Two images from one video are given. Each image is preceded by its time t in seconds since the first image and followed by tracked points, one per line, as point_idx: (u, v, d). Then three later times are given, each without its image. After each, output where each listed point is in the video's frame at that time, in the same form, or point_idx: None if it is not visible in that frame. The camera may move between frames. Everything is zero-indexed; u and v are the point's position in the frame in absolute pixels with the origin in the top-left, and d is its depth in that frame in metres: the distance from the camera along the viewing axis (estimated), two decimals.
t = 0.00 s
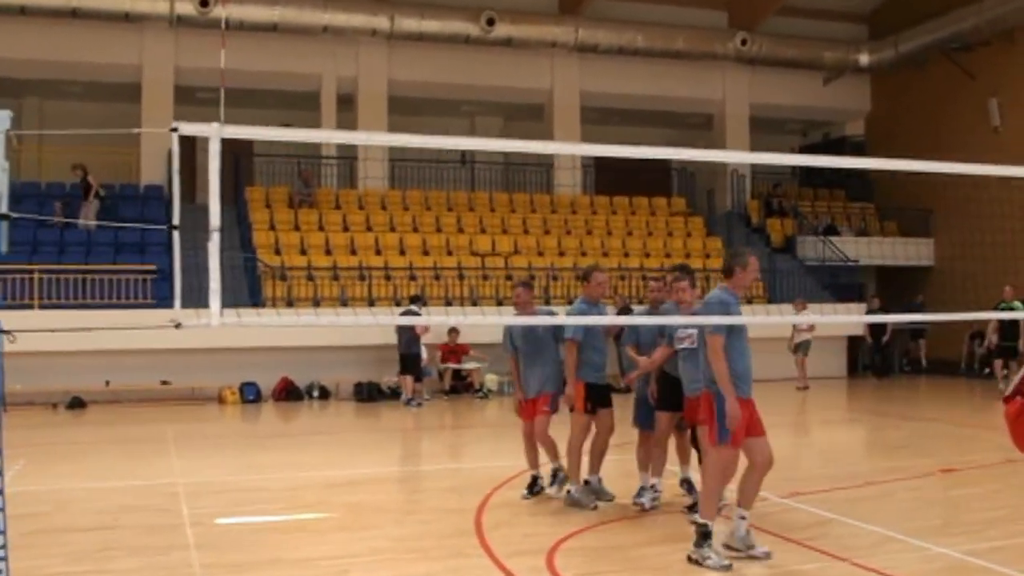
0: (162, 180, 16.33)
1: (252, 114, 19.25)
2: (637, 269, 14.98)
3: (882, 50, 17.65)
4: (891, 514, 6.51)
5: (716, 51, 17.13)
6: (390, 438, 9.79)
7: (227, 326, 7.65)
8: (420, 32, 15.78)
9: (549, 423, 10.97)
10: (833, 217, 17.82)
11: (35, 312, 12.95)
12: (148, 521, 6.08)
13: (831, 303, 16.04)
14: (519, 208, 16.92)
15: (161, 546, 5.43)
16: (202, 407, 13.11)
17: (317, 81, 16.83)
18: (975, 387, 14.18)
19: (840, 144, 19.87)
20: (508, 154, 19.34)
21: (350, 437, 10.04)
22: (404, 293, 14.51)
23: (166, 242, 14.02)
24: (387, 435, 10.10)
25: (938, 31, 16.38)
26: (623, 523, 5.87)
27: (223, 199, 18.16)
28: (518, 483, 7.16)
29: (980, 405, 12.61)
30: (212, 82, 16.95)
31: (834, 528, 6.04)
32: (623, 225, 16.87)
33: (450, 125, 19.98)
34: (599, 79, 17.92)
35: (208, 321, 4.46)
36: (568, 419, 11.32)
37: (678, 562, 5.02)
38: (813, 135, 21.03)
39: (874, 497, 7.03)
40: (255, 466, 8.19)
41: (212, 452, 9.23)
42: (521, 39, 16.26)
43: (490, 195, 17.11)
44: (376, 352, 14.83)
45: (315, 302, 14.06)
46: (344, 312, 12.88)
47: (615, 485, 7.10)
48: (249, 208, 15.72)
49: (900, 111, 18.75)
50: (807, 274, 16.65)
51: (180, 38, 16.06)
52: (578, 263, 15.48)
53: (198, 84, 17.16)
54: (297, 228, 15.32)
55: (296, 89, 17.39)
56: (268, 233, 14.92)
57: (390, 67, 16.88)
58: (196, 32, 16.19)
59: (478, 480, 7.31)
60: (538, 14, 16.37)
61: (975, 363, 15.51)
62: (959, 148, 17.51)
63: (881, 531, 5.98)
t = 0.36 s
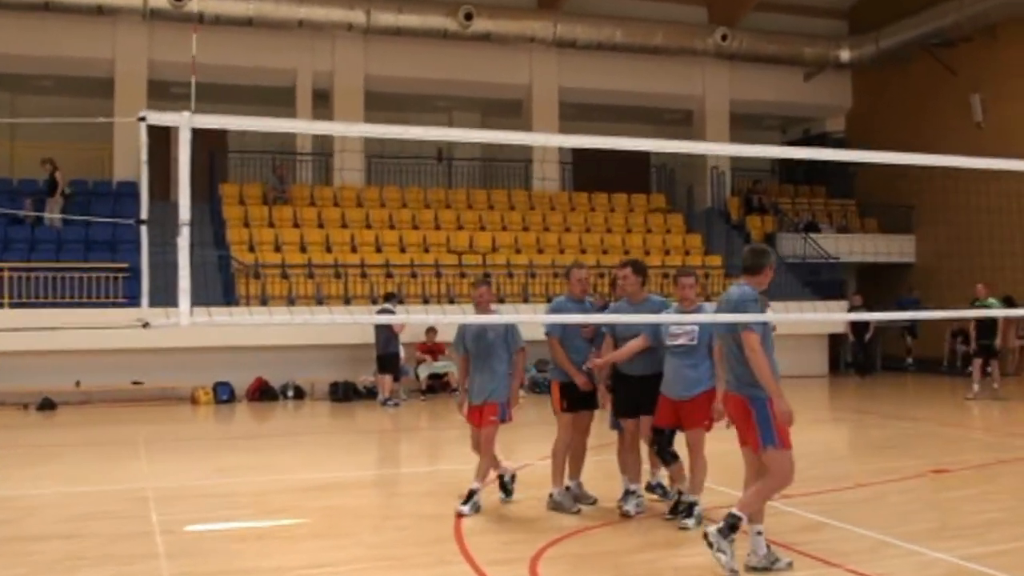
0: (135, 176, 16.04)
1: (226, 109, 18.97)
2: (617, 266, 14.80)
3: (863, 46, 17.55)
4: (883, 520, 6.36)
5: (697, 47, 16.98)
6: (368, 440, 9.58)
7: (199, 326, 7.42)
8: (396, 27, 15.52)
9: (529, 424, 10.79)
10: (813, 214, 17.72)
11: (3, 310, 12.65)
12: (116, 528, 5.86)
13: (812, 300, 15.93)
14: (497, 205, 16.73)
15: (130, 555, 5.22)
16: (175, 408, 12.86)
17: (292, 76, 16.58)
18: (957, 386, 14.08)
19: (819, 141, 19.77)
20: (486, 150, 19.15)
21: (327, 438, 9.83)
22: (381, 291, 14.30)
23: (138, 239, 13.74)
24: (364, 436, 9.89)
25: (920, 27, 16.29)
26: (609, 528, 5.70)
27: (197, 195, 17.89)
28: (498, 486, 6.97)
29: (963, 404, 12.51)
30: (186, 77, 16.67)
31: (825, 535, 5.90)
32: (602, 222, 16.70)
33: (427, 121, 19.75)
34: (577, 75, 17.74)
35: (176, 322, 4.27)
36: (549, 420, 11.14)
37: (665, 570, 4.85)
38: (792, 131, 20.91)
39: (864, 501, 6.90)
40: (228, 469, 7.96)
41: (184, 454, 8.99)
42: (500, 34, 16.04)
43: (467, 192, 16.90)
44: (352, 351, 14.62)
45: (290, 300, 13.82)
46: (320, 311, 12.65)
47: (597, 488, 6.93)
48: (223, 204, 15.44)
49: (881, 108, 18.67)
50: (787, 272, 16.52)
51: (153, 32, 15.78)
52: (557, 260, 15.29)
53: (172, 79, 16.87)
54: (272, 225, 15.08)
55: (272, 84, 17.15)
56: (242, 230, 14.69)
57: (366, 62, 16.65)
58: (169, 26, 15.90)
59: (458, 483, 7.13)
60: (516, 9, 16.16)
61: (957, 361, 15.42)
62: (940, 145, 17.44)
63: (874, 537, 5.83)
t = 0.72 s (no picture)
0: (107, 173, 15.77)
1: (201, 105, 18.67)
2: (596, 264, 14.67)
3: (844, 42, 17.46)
4: (873, 523, 6.23)
5: (676, 42, 16.85)
6: (345, 441, 9.39)
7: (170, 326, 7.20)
8: (373, 22, 15.30)
9: (510, 424, 10.63)
10: (793, 211, 17.64)
11: None
12: (84, 536, 5.65)
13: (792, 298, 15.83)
14: (474, 202, 16.55)
15: (97, 566, 5.01)
16: (148, 409, 12.63)
17: (267, 72, 16.33)
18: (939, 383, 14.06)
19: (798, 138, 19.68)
20: (463, 147, 18.96)
21: (303, 440, 9.63)
22: (358, 289, 14.10)
23: (109, 237, 13.49)
24: (341, 438, 9.71)
25: (901, 23, 16.23)
26: (594, 533, 5.54)
27: (170, 192, 17.62)
28: (478, 490, 6.81)
29: (945, 401, 12.45)
30: (158, 72, 16.40)
31: (816, 538, 5.77)
32: (581, 219, 16.56)
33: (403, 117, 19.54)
34: (556, 70, 17.57)
35: (144, 323, 4.09)
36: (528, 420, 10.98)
37: None
38: (770, 128, 20.83)
39: (853, 503, 6.78)
40: (202, 472, 7.76)
41: (158, 457, 8.78)
42: (478, 29, 15.80)
43: (444, 188, 16.71)
44: (328, 350, 14.41)
45: (264, 298, 13.60)
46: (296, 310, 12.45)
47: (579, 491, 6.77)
48: (196, 201, 15.20)
49: (861, 105, 18.61)
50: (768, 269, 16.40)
51: (126, 26, 15.51)
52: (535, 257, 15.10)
53: (144, 74, 16.60)
54: (247, 222, 14.86)
55: (246, 79, 16.91)
56: (216, 227, 14.46)
57: (342, 57, 16.42)
58: (142, 20, 15.63)
59: (437, 486, 6.95)
60: (494, 3, 15.96)
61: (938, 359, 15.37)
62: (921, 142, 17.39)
63: (865, 541, 5.70)
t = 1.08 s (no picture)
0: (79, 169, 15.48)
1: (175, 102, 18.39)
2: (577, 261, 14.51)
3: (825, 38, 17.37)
4: (863, 525, 6.09)
5: (656, 37, 16.72)
6: (321, 443, 9.20)
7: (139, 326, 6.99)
8: (349, 15, 15.08)
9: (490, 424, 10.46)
10: (775, 208, 17.54)
11: None
12: (48, 544, 5.44)
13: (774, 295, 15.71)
14: (452, 198, 16.35)
15: None
16: (120, 410, 12.39)
17: (241, 67, 16.09)
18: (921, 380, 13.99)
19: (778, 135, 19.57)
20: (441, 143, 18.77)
21: (278, 441, 9.43)
22: (334, 287, 13.89)
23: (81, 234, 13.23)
24: (317, 439, 9.51)
25: (882, 19, 16.15)
26: (576, 539, 5.37)
27: (143, 190, 17.34)
28: (458, 494, 6.62)
29: (928, 399, 12.37)
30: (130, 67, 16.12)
31: (804, 543, 5.61)
32: (560, 216, 16.39)
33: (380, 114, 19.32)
34: (535, 65, 17.41)
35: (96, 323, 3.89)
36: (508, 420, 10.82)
37: None
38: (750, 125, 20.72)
39: (840, 505, 6.64)
40: (174, 476, 7.55)
41: (129, 460, 8.56)
42: (456, 23, 15.60)
43: (421, 185, 16.50)
44: (304, 349, 14.21)
45: (239, 297, 13.37)
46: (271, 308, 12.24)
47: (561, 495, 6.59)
48: (170, 198, 14.94)
49: (841, 102, 18.53)
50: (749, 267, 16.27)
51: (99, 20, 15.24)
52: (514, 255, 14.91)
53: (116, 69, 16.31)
54: (221, 219, 14.62)
55: (221, 75, 16.67)
56: (190, 224, 14.23)
57: (318, 52, 16.20)
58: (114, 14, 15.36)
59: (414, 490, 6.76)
60: None
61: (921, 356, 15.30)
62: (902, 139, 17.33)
63: (855, 546, 5.55)
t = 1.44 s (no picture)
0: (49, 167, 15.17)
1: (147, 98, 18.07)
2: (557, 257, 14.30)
3: (805, 34, 17.25)
4: (855, 529, 5.92)
5: (635, 33, 16.55)
6: (296, 446, 8.97)
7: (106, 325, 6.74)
8: (324, 10, 14.83)
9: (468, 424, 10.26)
10: (755, 205, 17.41)
11: None
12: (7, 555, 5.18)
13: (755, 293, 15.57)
14: (429, 195, 16.13)
15: None
16: (90, 412, 12.11)
17: (214, 61, 15.81)
18: (903, 378, 13.88)
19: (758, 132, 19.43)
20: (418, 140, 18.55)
21: (252, 444, 9.19)
22: (308, 286, 13.64)
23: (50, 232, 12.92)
24: (292, 441, 9.28)
25: (863, 15, 16.04)
26: (558, 546, 5.17)
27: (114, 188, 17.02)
28: (436, 499, 6.39)
29: (911, 397, 12.26)
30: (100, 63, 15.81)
31: (795, 548, 5.42)
32: (539, 214, 16.19)
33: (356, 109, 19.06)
34: (512, 61, 17.20)
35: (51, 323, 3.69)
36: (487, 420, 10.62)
37: None
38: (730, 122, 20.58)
39: (830, 508, 6.47)
40: (143, 481, 7.30)
41: (97, 464, 8.30)
42: (434, 18, 15.37)
43: (398, 182, 16.26)
44: (279, 348, 13.97)
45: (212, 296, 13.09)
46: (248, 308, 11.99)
47: (544, 499, 6.38)
48: (142, 195, 14.66)
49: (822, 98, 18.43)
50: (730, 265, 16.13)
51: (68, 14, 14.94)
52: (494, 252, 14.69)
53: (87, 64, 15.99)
54: (194, 217, 14.36)
55: (195, 70, 16.40)
56: (163, 222, 13.96)
57: (292, 46, 15.94)
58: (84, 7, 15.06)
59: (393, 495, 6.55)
60: None
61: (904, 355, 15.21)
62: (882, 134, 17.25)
63: (849, 551, 5.36)
